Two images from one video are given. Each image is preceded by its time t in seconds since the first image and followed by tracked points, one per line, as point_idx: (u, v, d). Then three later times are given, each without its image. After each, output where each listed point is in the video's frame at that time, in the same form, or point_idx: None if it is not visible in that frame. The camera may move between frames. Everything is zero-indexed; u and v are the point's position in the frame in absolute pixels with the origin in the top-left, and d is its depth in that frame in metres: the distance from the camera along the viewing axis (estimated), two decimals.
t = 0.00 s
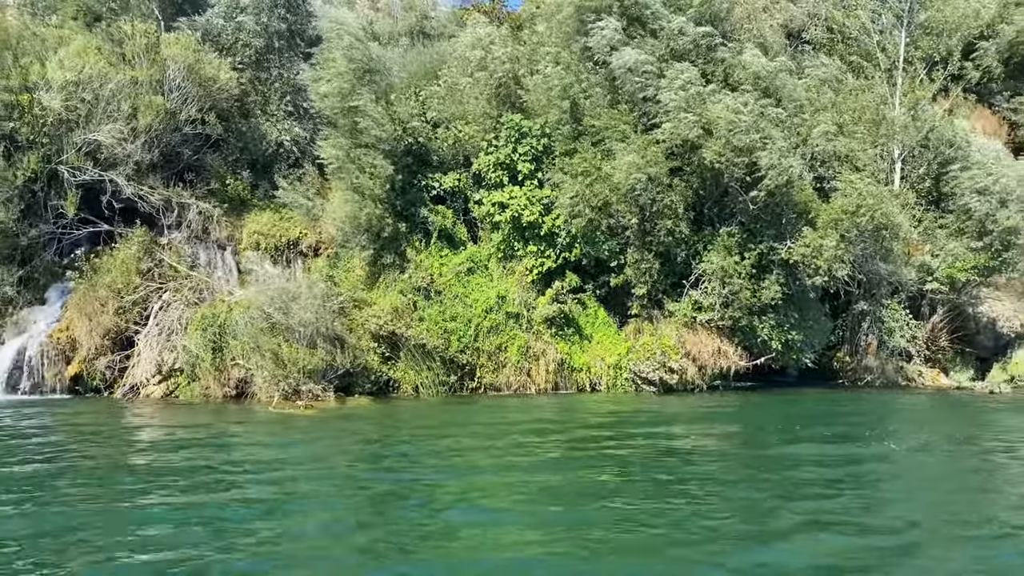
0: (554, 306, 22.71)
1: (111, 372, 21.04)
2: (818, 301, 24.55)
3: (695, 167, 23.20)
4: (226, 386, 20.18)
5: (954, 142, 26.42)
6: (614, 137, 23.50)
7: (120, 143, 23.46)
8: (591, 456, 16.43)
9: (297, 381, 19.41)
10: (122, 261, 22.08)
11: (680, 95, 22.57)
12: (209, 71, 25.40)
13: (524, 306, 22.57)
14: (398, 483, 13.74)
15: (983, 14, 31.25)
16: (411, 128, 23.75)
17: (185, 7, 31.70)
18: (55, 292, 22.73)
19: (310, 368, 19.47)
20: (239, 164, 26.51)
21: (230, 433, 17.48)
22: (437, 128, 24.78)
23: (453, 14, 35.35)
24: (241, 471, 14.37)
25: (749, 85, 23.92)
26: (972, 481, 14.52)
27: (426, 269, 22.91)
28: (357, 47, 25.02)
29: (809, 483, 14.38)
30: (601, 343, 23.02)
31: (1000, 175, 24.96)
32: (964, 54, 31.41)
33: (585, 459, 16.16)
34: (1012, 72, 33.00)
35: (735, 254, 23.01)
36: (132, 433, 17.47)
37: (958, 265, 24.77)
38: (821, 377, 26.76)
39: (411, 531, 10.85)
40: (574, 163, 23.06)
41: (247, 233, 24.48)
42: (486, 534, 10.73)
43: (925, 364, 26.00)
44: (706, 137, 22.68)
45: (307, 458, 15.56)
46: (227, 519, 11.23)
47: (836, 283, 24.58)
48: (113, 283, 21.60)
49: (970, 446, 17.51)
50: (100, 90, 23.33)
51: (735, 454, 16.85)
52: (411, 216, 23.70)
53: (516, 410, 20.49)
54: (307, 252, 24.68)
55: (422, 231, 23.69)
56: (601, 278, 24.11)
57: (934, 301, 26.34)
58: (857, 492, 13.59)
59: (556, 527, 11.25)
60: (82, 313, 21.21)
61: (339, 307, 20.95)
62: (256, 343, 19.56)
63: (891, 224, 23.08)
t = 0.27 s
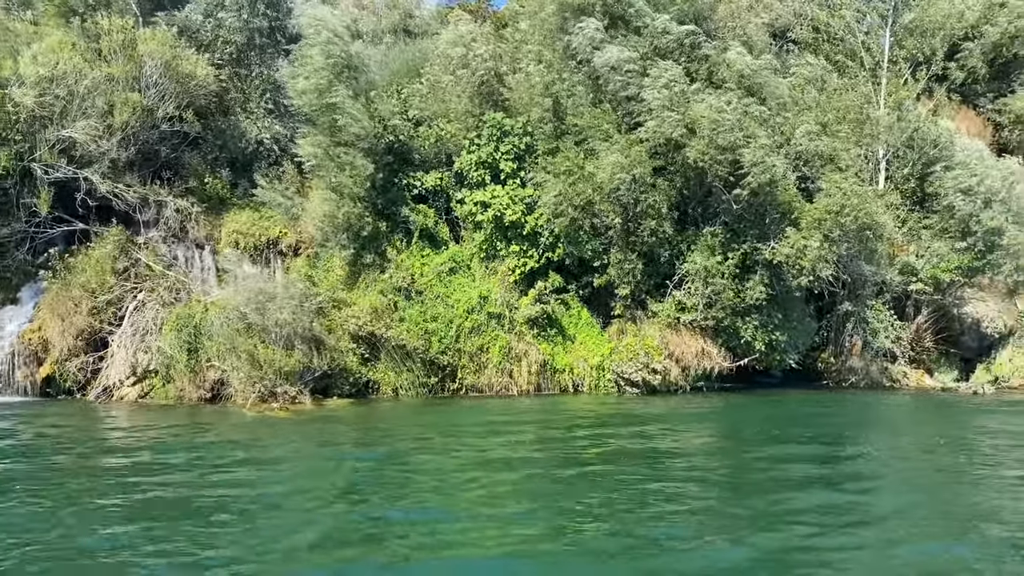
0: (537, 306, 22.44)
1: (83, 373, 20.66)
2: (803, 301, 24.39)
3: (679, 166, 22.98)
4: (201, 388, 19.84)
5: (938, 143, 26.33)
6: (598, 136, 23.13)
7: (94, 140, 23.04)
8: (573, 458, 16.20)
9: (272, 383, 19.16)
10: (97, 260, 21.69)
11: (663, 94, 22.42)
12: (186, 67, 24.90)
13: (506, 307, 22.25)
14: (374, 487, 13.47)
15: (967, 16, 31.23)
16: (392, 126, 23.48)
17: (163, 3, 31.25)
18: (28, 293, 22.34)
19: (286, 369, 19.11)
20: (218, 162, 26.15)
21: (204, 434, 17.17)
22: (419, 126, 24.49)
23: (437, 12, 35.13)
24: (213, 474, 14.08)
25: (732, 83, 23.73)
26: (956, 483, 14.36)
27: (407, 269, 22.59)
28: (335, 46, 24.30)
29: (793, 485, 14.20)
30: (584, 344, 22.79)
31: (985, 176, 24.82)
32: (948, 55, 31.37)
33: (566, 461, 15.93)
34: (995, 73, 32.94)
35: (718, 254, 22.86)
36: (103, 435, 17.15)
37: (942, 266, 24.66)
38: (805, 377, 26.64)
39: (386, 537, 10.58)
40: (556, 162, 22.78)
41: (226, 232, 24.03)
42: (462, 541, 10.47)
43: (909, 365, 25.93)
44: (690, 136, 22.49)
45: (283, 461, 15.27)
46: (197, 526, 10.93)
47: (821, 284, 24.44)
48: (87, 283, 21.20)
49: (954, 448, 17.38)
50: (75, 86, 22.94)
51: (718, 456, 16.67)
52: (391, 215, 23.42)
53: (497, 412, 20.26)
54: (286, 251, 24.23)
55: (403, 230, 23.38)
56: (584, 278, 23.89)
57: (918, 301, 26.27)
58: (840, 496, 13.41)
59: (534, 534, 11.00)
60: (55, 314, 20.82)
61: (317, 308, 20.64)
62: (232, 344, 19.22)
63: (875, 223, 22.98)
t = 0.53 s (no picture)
0: (520, 307, 22.16)
1: (56, 375, 20.31)
2: (788, 302, 24.19)
3: (664, 166, 22.78)
4: (177, 390, 19.54)
5: (923, 143, 26.25)
6: (582, 135, 22.82)
7: (70, 138, 22.60)
8: (555, 461, 15.94)
9: (248, 384, 18.88)
10: (72, 259, 21.29)
11: (647, 93, 22.26)
12: (164, 64, 24.54)
13: (488, 307, 21.98)
14: (351, 490, 13.17)
15: (952, 17, 31.20)
16: (373, 124, 23.15)
17: None
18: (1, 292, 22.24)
19: (263, 370, 18.86)
20: (197, 161, 25.86)
21: (179, 437, 16.86)
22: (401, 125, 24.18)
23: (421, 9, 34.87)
24: (185, 478, 13.75)
25: (716, 83, 23.81)
26: (943, 485, 14.16)
27: (388, 269, 22.28)
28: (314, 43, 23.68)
29: (778, 488, 13.97)
30: (567, 345, 22.55)
31: (972, 177, 24.63)
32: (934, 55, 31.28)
33: (548, 464, 15.66)
34: (981, 74, 32.90)
35: (702, 254, 22.67)
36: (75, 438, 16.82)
37: (927, 267, 24.64)
38: (791, 379, 26.47)
39: (361, 542, 10.26)
40: (540, 161, 22.59)
41: (205, 231, 23.58)
42: (440, 546, 10.16)
43: (894, 366, 25.83)
44: (673, 134, 22.31)
45: (259, 465, 14.93)
46: (166, 532, 10.58)
47: (806, 285, 24.30)
48: (60, 283, 20.80)
49: (940, 449, 17.21)
50: (51, 82, 22.50)
51: (702, 459, 16.46)
52: (373, 215, 23.14)
53: (479, 414, 20.01)
54: (266, 251, 23.91)
55: (384, 229, 23.13)
56: (568, 278, 23.66)
57: (904, 302, 26.14)
58: (826, 498, 13.19)
59: (513, 538, 10.71)
60: (27, 314, 20.43)
61: (296, 308, 20.39)
62: (207, 345, 18.86)
63: (860, 223, 22.87)
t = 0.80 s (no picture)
0: (503, 308, 21.83)
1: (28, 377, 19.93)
2: (773, 303, 24.04)
3: (649, 166, 22.54)
4: (152, 393, 19.27)
5: (908, 145, 26.12)
6: (566, 135, 22.52)
7: (44, 136, 22.19)
8: (537, 465, 15.64)
9: (224, 386, 18.56)
10: (46, 258, 20.87)
11: (630, 92, 22.06)
12: (141, 62, 24.16)
13: (471, 309, 21.66)
14: (326, 494, 12.83)
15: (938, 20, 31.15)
16: (354, 122, 22.81)
17: None
18: None
19: (240, 371, 18.55)
20: (176, 160, 25.47)
21: (151, 439, 16.53)
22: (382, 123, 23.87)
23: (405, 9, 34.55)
24: (155, 481, 13.40)
25: (700, 82, 23.82)
26: (931, 489, 13.93)
27: (369, 270, 21.96)
28: (291, 39, 23.12)
29: (764, 491, 13.71)
30: (551, 347, 22.28)
31: (960, 179, 24.40)
32: (921, 58, 31.14)
33: (530, 468, 15.36)
34: (966, 77, 32.82)
35: (687, 255, 22.44)
36: (46, 440, 16.49)
37: (913, 269, 24.56)
38: (777, 381, 26.27)
39: (333, 547, 9.92)
40: (523, 161, 22.35)
41: (184, 230, 23.21)
42: (415, 551, 9.82)
43: (880, 368, 25.71)
44: (657, 134, 22.12)
45: (233, 469, 14.57)
46: (132, 537, 10.21)
47: (792, 286, 24.13)
48: (33, 282, 20.41)
49: (928, 452, 16.99)
50: (25, 80, 22.08)
51: (687, 461, 16.21)
52: (354, 215, 22.82)
53: (461, 417, 19.71)
54: (246, 252, 23.61)
55: (365, 229, 22.77)
56: (552, 279, 23.43)
57: (890, 304, 25.96)
58: (813, 502, 12.94)
59: (492, 543, 10.40)
60: None
61: (274, 309, 20.09)
62: (181, 347, 18.54)
63: (847, 225, 22.67)
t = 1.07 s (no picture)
0: (487, 310, 21.56)
1: None
2: (757, 306, 24.14)
3: (633, 167, 22.38)
4: (126, 397, 18.88)
5: (894, 147, 26.04)
6: (550, 135, 22.26)
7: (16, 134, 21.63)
8: (519, 470, 15.39)
9: (200, 388, 18.22)
10: (20, 259, 20.54)
11: (614, 93, 21.92)
12: (118, 58, 23.59)
13: (454, 311, 21.37)
14: (302, 501, 12.55)
15: (925, 22, 30.97)
16: (334, 121, 22.19)
17: None
18: None
19: (216, 374, 18.17)
20: (156, 159, 25.04)
21: (123, 443, 16.20)
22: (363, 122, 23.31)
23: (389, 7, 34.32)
24: (125, 485, 13.03)
25: (685, 83, 23.60)
26: (917, 493, 13.73)
27: (350, 271, 21.65)
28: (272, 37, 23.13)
29: (749, 497, 13.51)
30: (535, 349, 22.02)
31: (947, 181, 24.24)
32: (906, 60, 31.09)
33: (511, 473, 15.11)
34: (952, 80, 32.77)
35: (671, 257, 22.19)
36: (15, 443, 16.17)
37: (899, 272, 24.45)
38: (761, 384, 26.15)
39: (305, 554, 9.65)
40: (507, 161, 22.08)
41: (162, 232, 22.94)
42: (390, 560, 9.52)
43: (866, 371, 25.51)
44: (641, 134, 21.95)
45: (208, 473, 14.25)
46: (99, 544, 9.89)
47: (778, 289, 23.99)
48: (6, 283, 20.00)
49: (914, 456, 16.79)
50: None
51: (671, 466, 16.01)
52: (334, 216, 22.53)
53: (443, 420, 19.44)
54: (226, 252, 23.31)
55: (347, 230, 22.50)
56: (536, 281, 23.24)
57: (876, 307, 26.04)
58: (798, 506, 12.73)
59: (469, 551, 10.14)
60: None
61: (252, 314, 19.90)
62: (156, 349, 18.25)
63: (832, 228, 22.57)
